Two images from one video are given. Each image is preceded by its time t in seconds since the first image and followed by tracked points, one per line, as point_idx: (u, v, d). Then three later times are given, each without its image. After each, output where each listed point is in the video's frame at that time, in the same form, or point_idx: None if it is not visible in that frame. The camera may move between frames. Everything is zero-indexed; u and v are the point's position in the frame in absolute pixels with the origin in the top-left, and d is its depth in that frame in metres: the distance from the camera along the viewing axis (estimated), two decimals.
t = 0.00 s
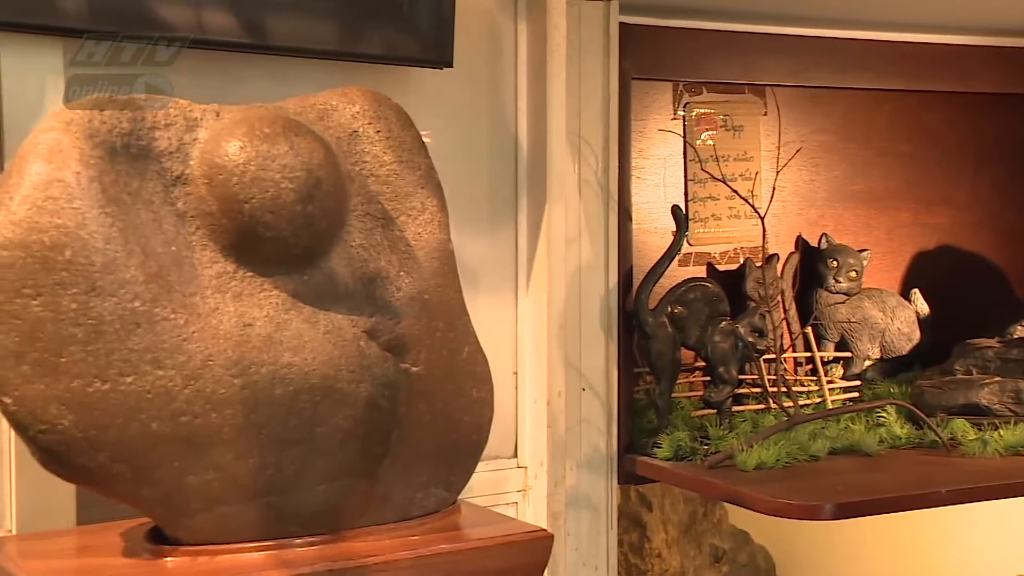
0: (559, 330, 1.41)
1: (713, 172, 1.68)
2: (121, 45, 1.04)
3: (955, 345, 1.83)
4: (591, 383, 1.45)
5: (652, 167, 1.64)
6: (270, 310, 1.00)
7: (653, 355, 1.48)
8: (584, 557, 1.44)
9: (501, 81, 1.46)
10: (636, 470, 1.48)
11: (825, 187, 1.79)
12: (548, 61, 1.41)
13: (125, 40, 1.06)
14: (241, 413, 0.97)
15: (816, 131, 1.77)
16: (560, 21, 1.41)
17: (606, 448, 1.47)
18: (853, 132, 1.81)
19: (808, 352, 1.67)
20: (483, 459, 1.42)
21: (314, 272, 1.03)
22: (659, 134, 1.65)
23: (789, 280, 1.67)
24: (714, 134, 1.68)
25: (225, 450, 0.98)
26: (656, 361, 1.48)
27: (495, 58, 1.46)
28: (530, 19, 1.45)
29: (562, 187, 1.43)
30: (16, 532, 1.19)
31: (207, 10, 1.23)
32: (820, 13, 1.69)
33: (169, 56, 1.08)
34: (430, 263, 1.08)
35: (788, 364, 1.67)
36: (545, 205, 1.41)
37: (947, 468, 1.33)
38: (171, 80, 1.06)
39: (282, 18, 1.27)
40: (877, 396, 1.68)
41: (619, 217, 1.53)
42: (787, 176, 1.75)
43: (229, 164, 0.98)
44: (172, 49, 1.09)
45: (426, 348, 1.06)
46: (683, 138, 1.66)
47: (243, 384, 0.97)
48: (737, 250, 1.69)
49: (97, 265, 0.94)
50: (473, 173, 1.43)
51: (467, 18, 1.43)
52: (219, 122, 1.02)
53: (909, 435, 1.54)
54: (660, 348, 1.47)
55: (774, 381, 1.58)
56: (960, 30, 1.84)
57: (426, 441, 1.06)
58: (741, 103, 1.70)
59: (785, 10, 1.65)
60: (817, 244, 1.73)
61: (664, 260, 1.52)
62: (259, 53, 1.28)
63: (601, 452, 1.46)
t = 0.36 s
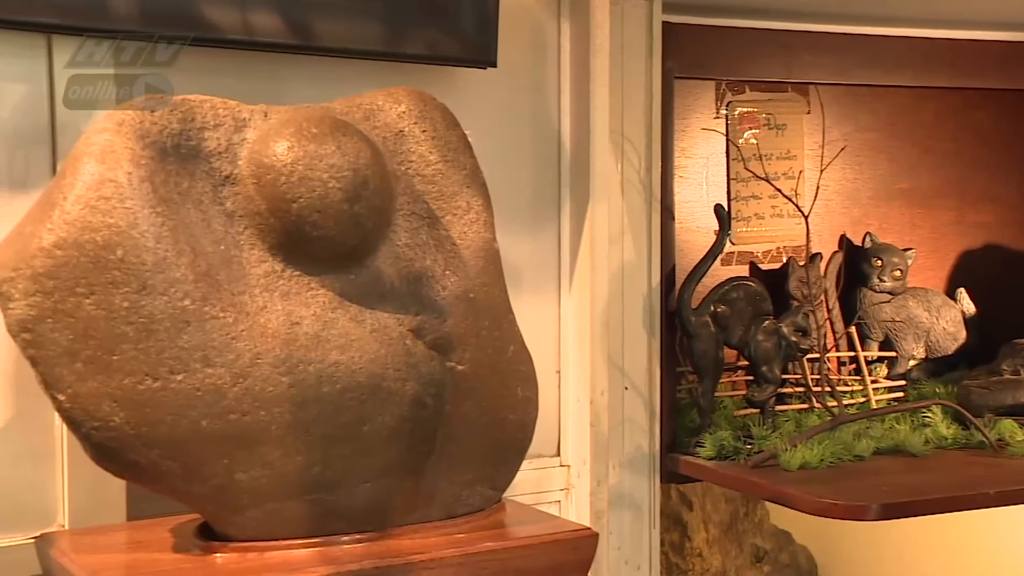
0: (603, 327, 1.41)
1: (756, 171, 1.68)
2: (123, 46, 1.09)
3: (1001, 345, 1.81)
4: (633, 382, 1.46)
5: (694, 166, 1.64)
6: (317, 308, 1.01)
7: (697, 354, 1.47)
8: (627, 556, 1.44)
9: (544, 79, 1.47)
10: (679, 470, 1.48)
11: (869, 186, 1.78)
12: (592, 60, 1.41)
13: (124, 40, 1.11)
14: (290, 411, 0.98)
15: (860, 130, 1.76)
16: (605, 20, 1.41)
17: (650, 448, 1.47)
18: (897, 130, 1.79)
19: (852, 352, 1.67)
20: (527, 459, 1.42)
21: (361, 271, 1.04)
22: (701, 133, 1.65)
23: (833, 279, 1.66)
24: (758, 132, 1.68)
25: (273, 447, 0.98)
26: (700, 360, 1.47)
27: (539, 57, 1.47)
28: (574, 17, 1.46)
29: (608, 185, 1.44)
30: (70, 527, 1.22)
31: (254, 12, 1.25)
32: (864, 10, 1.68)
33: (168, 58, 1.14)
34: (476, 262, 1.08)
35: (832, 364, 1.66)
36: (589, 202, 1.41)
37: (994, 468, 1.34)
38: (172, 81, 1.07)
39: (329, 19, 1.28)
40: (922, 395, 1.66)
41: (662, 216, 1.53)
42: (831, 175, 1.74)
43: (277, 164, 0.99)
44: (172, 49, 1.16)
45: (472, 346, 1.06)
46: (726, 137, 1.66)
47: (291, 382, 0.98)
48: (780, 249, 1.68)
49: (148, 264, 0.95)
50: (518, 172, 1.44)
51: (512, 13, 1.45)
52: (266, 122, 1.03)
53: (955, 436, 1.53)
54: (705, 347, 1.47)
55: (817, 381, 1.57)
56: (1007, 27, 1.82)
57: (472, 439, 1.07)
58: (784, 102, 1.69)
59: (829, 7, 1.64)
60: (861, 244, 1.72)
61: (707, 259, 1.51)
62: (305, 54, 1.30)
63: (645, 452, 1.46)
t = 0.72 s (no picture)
0: (646, 328, 1.43)
1: (801, 170, 1.67)
2: (123, 45, 1.19)
3: None
4: (677, 382, 1.45)
5: (737, 165, 1.64)
6: (364, 308, 1.01)
7: (741, 353, 1.47)
8: (670, 556, 1.45)
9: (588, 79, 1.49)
10: (721, 469, 1.49)
11: (916, 184, 1.76)
12: (635, 59, 1.44)
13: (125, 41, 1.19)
14: (337, 410, 0.98)
15: (907, 128, 1.75)
16: (648, 19, 1.43)
17: (693, 448, 1.47)
18: (944, 128, 1.78)
19: (898, 352, 1.65)
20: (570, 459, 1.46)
21: (407, 270, 1.04)
22: (745, 131, 1.65)
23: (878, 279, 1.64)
24: (802, 130, 1.68)
25: (321, 446, 0.99)
26: (744, 360, 1.47)
27: (582, 59, 1.49)
28: (618, 16, 1.48)
29: (651, 184, 1.44)
30: (120, 522, 1.24)
31: (300, 13, 1.27)
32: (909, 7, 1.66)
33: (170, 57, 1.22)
34: (521, 261, 1.08)
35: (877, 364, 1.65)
36: (633, 201, 1.43)
37: None
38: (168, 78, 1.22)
39: (375, 20, 1.30)
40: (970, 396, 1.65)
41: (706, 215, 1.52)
42: (877, 174, 1.73)
43: (324, 163, 0.99)
44: (173, 49, 1.22)
45: (517, 346, 1.06)
46: (770, 135, 1.66)
47: (338, 381, 0.98)
48: (824, 248, 1.68)
49: (196, 263, 0.96)
50: (560, 171, 1.46)
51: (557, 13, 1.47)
52: (313, 122, 1.04)
53: (1004, 437, 1.52)
54: (749, 346, 1.47)
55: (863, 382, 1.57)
56: None
57: (518, 438, 1.07)
58: (828, 100, 1.69)
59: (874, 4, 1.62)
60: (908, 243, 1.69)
61: (751, 258, 1.50)
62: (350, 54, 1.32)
63: (688, 452, 1.46)
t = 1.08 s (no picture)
0: (690, 328, 1.43)
1: (846, 168, 1.66)
2: (124, 46, 1.20)
3: None
4: (721, 382, 1.46)
5: (782, 163, 1.63)
6: (410, 307, 1.02)
7: (786, 352, 1.46)
8: (714, 556, 1.46)
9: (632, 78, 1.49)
10: (765, 469, 1.48)
11: (964, 182, 1.75)
12: (679, 58, 1.44)
13: (126, 43, 1.20)
14: (383, 409, 0.99)
15: (956, 125, 1.74)
16: (694, 16, 1.44)
17: (736, 447, 1.48)
18: (992, 125, 1.76)
19: (945, 352, 1.64)
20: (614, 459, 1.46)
21: (453, 269, 1.04)
22: (790, 130, 1.64)
23: (924, 279, 1.64)
24: (848, 129, 1.66)
25: (367, 444, 0.99)
26: (788, 359, 1.46)
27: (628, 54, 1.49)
28: (663, 15, 1.48)
29: (695, 184, 1.45)
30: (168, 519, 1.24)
31: (345, 13, 1.28)
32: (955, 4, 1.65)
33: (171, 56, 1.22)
34: (566, 260, 1.08)
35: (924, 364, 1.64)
36: (677, 200, 1.44)
37: None
38: (169, 78, 1.23)
39: (418, 20, 1.30)
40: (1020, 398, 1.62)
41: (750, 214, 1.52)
42: (924, 172, 1.72)
43: (371, 163, 1.00)
44: (173, 49, 1.22)
45: (563, 345, 1.06)
46: (815, 133, 1.65)
47: (384, 379, 0.99)
48: (870, 247, 1.66)
49: (245, 262, 0.96)
50: (604, 171, 1.46)
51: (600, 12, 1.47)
52: (360, 122, 1.05)
53: None
54: (794, 346, 1.46)
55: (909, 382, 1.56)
56: None
57: (563, 437, 1.07)
58: (875, 98, 1.67)
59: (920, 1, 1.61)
60: (956, 242, 1.65)
61: (795, 257, 1.50)
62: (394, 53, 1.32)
63: (732, 451, 1.47)
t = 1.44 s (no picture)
0: (736, 326, 1.45)
1: (895, 166, 1.65)
2: (124, 46, 1.26)
3: None
4: (768, 382, 1.47)
5: (829, 162, 1.61)
6: (458, 306, 1.02)
7: (833, 352, 1.45)
8: (761, 557, 1.47)
9: (678, 80, 1.52)
10: (814, 471, 1.47)
11: (1015, 180, 1.73)
12: (726, 53, 1.46)
13: (126, 41, 1.26)
14: (431, 408, 0.99)
15: (1007, 122, 1.72)
16: (740, 14, 1.45)
17: (783, 448, 1.48)
18: None
19: (995, 352, 1.62)
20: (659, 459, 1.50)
21: (501, 268, 1.05)
22: (837, 128, 1.62)
23: (975, 279, 1.61)
24: (896, 126, 1.65)
25: (416, 443, 1.00)
26: (836, 359, 1.45)
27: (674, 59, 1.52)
28: (708, 13, 1.51)
29: (742, 184, 1.46)
30: (217, 516, 1.26)
31: (393, 13, 1.28)
32: None
33: (170, 57, 1.27)
34: (614, 259, 1.08)
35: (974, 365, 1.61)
36: (723, 201, 1.46)
37: None
38: (168, 77, 1.27)
39: (466, 20, 1.31)
40: None
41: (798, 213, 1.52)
42: (974, 170, 1.70)
43: (419, 162, 1.00)
44: (173, 49, 1.27)
45: (610, 344, 1.06)
46: (863, 131, 1.63)
47: (432, 378, 0.99)
48: (919, 246, 1.65)
49: (295, 261, 0.97)
50: (653, 171, 1.50)
51: (646, 18, 1.51)
52: (408, 121, 1.05)
53: None
54: (841, 345, 1.45)
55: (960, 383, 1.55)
56: None
57: (612, 436, 1.06)
58: (924, 95, 1.66)
59: None
60: (1008, 241, 1.62)
61: (843, 257, 1.48)
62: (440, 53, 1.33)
63: (778, 452, 1.47)
